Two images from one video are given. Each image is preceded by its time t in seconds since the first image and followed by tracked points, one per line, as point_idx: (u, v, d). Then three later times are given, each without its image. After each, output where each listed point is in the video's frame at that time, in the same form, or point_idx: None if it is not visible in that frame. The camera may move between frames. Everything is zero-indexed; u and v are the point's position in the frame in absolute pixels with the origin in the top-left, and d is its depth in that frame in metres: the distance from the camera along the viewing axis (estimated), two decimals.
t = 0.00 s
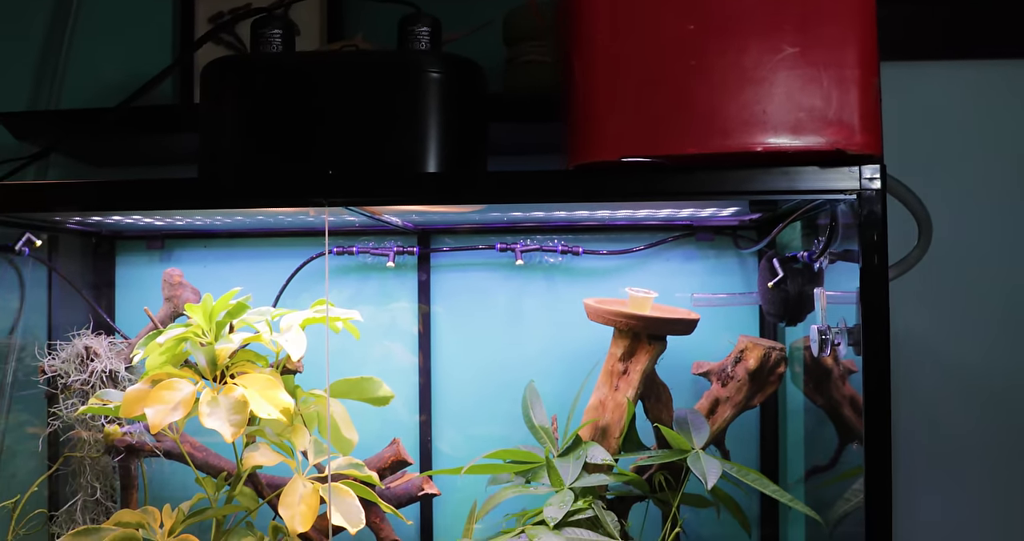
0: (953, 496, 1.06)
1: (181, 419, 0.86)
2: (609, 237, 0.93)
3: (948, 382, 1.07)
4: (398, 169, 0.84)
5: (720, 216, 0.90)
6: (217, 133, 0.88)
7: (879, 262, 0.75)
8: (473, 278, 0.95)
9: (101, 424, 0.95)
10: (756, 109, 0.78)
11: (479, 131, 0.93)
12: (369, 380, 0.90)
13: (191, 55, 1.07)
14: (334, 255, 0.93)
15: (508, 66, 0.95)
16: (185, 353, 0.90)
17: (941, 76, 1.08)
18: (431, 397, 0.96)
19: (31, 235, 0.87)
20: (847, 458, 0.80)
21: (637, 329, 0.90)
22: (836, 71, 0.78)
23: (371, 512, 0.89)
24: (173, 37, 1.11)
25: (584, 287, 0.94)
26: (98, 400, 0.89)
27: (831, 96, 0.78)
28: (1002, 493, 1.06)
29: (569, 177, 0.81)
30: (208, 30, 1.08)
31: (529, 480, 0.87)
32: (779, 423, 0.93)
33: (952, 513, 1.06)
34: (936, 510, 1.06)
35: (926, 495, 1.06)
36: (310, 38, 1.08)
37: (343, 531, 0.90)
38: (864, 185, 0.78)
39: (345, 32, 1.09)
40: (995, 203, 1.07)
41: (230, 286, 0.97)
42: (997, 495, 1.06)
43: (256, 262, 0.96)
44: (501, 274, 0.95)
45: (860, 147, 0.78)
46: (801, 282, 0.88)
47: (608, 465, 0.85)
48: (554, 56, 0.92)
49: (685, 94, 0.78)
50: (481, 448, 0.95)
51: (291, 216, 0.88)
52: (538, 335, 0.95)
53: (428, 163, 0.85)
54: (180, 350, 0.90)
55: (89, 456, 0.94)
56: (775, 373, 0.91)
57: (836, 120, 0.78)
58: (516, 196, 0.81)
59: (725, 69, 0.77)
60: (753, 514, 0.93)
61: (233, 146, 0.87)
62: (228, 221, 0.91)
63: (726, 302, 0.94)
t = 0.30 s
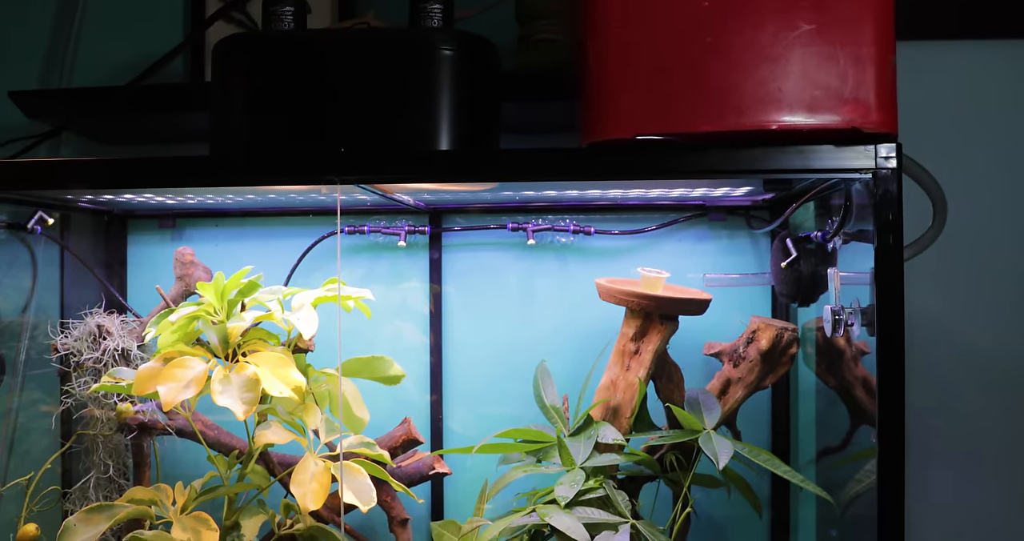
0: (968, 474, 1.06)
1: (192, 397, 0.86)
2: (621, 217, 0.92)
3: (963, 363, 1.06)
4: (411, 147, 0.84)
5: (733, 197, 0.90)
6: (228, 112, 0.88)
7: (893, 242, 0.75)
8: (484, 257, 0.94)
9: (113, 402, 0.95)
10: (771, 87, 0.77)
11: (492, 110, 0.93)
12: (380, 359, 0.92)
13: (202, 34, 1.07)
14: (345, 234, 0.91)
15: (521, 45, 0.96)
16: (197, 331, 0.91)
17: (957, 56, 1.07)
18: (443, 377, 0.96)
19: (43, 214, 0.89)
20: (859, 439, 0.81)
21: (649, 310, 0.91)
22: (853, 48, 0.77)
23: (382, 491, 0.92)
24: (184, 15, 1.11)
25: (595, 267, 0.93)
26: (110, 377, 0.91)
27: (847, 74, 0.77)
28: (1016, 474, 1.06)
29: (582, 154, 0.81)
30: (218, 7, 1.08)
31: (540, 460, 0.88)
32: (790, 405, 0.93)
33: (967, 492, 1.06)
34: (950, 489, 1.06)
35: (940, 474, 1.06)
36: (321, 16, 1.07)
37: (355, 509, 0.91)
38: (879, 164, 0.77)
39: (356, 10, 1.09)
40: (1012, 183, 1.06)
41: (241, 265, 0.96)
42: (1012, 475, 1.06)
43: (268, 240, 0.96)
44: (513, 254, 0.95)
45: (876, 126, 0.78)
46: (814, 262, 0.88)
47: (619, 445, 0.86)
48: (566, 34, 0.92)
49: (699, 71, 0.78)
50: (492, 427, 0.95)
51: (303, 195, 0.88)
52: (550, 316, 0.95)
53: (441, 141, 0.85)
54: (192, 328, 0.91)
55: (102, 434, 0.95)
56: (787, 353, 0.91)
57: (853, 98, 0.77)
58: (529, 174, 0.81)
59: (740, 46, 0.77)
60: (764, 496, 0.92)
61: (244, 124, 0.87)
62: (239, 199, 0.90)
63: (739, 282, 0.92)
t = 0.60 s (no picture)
0: (976, 460, 1.06)
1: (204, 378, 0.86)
2: (632, 200, 0.92)
3: (974, 348, 1.06)
4: (423, 129, 0.84)
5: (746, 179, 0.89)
6: (239, 92, 0.87)
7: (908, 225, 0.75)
8: (495, 240, 0.94)
9: (125, 383, 0.95)
10: (786, 68, 0.76)
11: (504, 91, 0.92)
12: (391, 341, 0.92)
13: (213, 14, 1.07)
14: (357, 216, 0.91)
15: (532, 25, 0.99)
16: (208, 313, 0.90)
17: (973, 38, 1.06)
18: (453, 359, 0.96)
19: (55, 196, 0.92)
20: (871, 423, 0.81)
21: (661, 293, 0.91)
22: (869, 28, 0.76)
23: (392, 473, 0.92)
24: None
25: (608, 250, 0.93)
26: (122, 358, 0.91)
27: (864, 54, 0.76)
28: None
29: (595, 136, 0.81)
30: None
31: (551, 442, 0.88)
32: (801, 389, 0.92)
33: (975, 477, 1.06)
34: (959, 474, 1.06)
35: (949, 460, 1.06)
36: None
37: (365, 491, 0.90)
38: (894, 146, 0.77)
39: None
40: None
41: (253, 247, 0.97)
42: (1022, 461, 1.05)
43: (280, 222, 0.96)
44: (524, 236, 0.94)
45: (892, 107, 0.77)
46: (826, 246, 0.88)
47: (630, 428, 0.86)
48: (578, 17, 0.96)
49: (713, 52, 0.77)
50: (503, 410, 0.95)
51: (314, 176, 0.88)
52: (562, 300, 0.95)
53: (453, 122, 0.85)
54: (204, 310, 0.90)
55: (114, 415, 0.95)
56: (799, 337, 0.91)
57: (869, 79, 0.77)
58: (541, 155, 0.81)
59: (755, 26, 0.76)
60: (775, 479, 0.92)
61: (255, 105, 0.87)
62: (250, 181, 0.91)
63: (751, 266, 0.91)
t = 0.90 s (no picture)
0: (984, 445, 1.06)
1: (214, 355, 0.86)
2: (642, 180, 0.91)
3: (983, 333, 1.06)
4: (432, 106, 0.83)
5: (758, 160, 0.88)
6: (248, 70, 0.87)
7: (920, 204, 0.74)
8: (505, 220, 0.94)
9: (135, 362, 0.96)
10: (799, 46, 0.76)
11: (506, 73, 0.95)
12: (400, 321, 0.93)
13: None
14: (365, 196, 0.90)
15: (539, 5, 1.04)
16: (217, 292, 0.91)
17: (986, 18, 1.05)
18: (462, 339, 0.96)
19: (64, 174, 0.92)
20: (880, 405, 0.82)
21: (670, 273, 0.91)
22: (885, 5, 0.75)
23: (400, 452, 0.93)
24: None
25: (617, 232, 0.92)
26: (132, 337, 0.91)
27: (879, 32, 0.76)
28: None
29: (606, 114, 0.81)
30: None
31: (560, 423, 0.89)
32: (811, 373, 0.92)
33: (982, 462, 1.06)
34: (966, 459, 1.06)
35: (961, 443, 1.06)
36: None
37: (374, 470, 0.90)
38: (908, 125, 0.76)
39: None
40: None
41: (263, 226, 0.96)
42: None
43: (290, 202, 0.95)
44: (533, 216, 0.94)
45: (907, 86, 0.76)
46: (838, 227, 0.88)
47: (638, 409, 0.87)
48: None
49: (726, 30, 0.76)
50: (512, 391, 0.95)
51: (322, 155, 0.88)
52: (572, 279, 0.94)
53: (462, 100, 0.84)
54: (213, 289, 0.92)
55: (124, 394, 0.96)
56: (809, 318, 0.91)
57: (884, 57, 0.76)
58: (552, 134, 0.81)
59: (769, 3, 0.75)
60: (783, 461, 0.92)
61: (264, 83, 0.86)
62: (259, 159, 0.90)
63: (762, 247, 0.90)
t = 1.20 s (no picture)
0: (984, 430, 1.07)
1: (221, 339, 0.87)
2: (649, 165, 0.90)
3: (991, 318, 1.06)
4: (439, 90, 0.83)
5: (767, 144, 0.88)
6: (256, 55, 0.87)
7: (931, 188, 0.76)
8: (512, 205, 0.94)
9: (142, 346, 0.96)
10: (809, 28, 0.75)
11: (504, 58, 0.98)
12: (407, 306, 0.92)
13: None
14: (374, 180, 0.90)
15: None
16: (225, 276, 0.91)
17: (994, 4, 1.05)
18: (468, 325, 0.96)
19: (71, 158, 0.92)
20: (887, 392, 0.83)
21: (677, 258, 0.91)
22: None
23: (408, 438, 0.94)
24: None
25: (627, 215, 0.91)
26: (139, 321, 0.91)
27: (890, 15, 0.75)
28: None
29: (615, 98, 0.80)
30: None
31: (567, 408, 0.89)
32: (819, 355, 0.91)
33: (985, 447, 1.07)
34: (969, 444, 1.07)
35: (969, 427, 1.07)
36: None
37: (381, 455, 0.91)
38: (919, 109, 0.77)
39: None
40: None
41: (269, 211, 0.96)
42: None
43: (296, 187, 0.95)
44: (541, 201, 0.93)
45: (918, 70, 0.76)
46: (847, 212, 0.88)
47: (646, 394, 0.87)
48: None
49: (736, 12, 0.76)
50: (520, 376, 0.95)
51: (330, 140, 0.88)
52: (578, 264, 0.94)
53: (471, 83, 0.85)
54: (219, 273, 0.91)
55: (131, 378, 0.96)
56: (818, 304, 0.90)
57: (894, 41, 0.76)
58: (561, 118, 0.81)
59: None
60: (791, 448, 0.91)
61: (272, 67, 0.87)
62: (266, 144, 0.91)
63: (770, 233, 0.90)
